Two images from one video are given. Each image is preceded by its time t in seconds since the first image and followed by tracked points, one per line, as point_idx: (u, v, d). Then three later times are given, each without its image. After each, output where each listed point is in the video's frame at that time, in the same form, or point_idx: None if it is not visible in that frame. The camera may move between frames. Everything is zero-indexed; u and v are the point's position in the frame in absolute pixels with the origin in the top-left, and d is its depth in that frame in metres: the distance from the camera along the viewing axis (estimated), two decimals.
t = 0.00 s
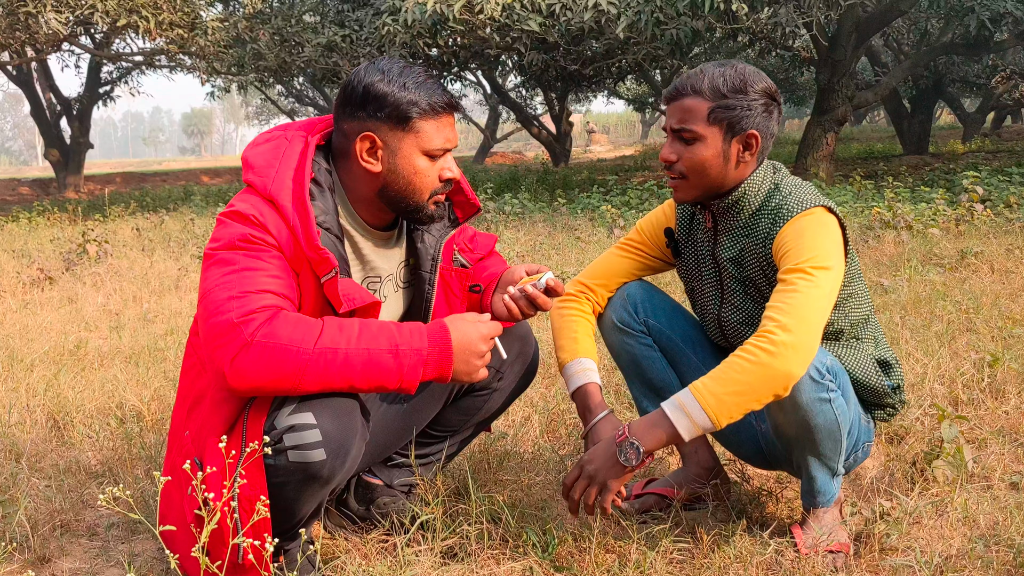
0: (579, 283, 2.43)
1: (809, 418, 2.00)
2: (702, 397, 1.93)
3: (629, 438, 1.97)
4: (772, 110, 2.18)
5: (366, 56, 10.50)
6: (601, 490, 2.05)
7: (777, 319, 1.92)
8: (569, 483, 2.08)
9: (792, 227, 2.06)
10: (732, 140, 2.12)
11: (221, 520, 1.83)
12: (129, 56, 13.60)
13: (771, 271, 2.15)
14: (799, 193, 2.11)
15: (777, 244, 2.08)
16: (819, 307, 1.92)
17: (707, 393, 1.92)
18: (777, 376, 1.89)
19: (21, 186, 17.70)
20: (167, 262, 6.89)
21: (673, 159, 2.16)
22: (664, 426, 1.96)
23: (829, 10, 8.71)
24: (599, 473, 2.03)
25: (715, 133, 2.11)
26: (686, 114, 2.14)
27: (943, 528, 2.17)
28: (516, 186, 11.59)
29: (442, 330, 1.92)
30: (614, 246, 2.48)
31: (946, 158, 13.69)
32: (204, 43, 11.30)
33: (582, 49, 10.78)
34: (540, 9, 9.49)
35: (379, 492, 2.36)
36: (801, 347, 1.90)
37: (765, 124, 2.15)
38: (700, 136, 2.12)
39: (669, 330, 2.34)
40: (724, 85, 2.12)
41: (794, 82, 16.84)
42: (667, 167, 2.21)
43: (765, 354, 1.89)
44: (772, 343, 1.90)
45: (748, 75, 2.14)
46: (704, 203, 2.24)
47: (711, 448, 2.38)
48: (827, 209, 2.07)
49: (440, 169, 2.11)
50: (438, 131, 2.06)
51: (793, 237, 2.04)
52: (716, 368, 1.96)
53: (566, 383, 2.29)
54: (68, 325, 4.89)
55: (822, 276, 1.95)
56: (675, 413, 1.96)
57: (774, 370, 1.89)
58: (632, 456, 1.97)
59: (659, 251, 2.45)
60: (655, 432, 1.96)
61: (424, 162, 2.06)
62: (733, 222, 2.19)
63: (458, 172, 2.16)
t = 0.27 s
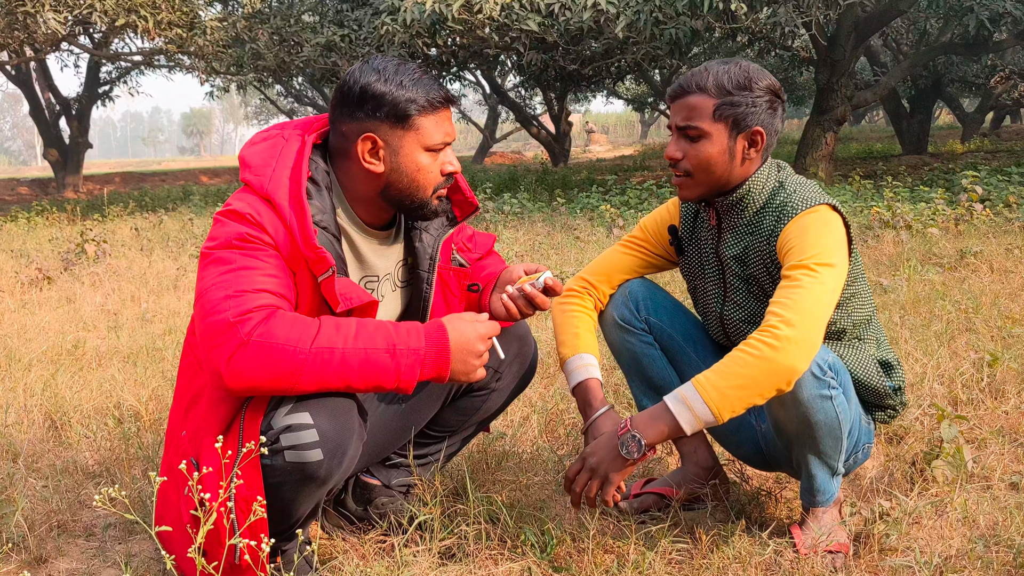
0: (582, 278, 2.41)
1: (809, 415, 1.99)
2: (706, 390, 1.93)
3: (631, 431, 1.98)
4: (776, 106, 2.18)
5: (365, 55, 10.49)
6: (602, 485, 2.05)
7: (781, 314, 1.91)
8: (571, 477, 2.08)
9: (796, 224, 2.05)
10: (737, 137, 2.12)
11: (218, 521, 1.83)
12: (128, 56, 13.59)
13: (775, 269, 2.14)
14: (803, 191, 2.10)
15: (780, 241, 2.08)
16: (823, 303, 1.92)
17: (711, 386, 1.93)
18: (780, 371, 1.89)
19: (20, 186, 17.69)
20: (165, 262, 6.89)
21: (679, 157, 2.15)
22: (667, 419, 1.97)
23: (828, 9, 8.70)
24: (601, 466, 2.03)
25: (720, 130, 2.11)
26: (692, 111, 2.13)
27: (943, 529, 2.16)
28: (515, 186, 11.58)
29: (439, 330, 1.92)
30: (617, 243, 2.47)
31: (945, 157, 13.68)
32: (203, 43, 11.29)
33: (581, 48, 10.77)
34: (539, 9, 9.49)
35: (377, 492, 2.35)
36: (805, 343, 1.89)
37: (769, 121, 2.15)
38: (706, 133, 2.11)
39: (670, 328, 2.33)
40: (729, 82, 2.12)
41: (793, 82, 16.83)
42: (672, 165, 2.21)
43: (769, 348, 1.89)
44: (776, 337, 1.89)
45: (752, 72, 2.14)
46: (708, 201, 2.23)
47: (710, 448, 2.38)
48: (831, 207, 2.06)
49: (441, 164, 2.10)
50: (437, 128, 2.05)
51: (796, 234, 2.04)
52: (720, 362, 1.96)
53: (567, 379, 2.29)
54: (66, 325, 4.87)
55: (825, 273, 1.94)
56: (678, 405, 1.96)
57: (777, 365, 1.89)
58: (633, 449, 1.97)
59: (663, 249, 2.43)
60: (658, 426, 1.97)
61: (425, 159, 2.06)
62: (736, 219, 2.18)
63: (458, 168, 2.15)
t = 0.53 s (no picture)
0: (581, 277, 2.40)
1: (809, 414, 1.98)
2: (707, 387, 1.91)
3: (632, 428, 1.97)
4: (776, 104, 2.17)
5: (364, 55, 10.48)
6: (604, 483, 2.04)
7: (782, 312, 1.90)
8: (572, 475, 2.08)
9: (797, 223, 2.04)
10: (737, 135, 2.11)
11: (212, 523, 1.82)
12: (126, 56, 13.57)
13: (775, 268, 2.13)
14: (803, 190, 2.09)
15: (781, 240, 2.06)
16: (824, 301, 1.91)
17: (712, 383, 1.91)
18: (782, 368, 1.87)
19: (18, 186, 17.65)
20: (163, 262, 6.88)
21: (679, 155, 2.14)
22: (668, 416, 1.96)
23: (827, 9, 8.69)
24: (602, 463, 2.02)
25: (720, 127, 2.10)
26: (692, 109, 2.12)
27: (942, 531, 2.15)
28: (514, 186, 11.57)
29: (436, 331, 1.91)
30: (617, 242, 2.46)
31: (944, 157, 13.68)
32: (201, 43, 11.27)
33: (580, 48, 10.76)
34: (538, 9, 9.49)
35: (374, 494, 2.34)
36: (807, 340, 1.88)
37: (769, 118, 2.14)
38: (706, 131, 2.10)
39: (669, 328, 2.31)
40: (729, 79, 2.11)
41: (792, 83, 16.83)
42: (672, 163, 2.20)
43: (771, 345, 1.87)
44: (778, 334, 1.88)
45: (752, 69, 2.13)
46: (708, 199, 2.23)
47: (708, 449, 2.37)
48: (832, 206, 2.05)
49: (440, 162, 2.09)
50: (434, 125, 2.04)
51: (796, 233, 2.03)
52: (721, 359, 1.94)
53: (566, 377, 2.28)
54: (63, 326, 4.86)
55: (826, 271, 1.93)
56: (680, 403, 1.95)
57: (778, 363, 1.87)
58: (635, 447, 1.96)
59: (663, 249, 2.43)
60: (659, 423, 1.96)
61: (424, 157, 2.05)
62: (736, 218, 2.17)
63: (457, 165, 2.14)
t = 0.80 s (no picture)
0: (582, 275, 2.39)
1: (811, 412, 1.97)
2: (709, 385, 1.90)
3: (635, 427, 1.96)
4: (779, 103, 2.19)
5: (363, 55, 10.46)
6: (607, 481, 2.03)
7: (785, 309, 1.88)
8: (575, 474, 2.07)
9: (798, 220, 2.03)
10: (740, 130, 2.12)
11: (209, 524, 1.80)
12: (125, 55, 13.54)
13: (777, 266, 2.11)
14: (805, 187, 2.07)
15: (782, 238, 2.05)
16: (827, 298, 1.89)
17: (715, 381, 1.89)
18: (785, 365, 1.86)
19: (17, 186, 17.61)
20: (162, 262, 6.86)
21: (681, 147, 2.15)
22: (671, 414, 1.95)
23: (826, 9, 8.68)
24: (605, 462, 2.01)
25: (723, 121, 2.11)
26: (695, 102, 2.13)
27: (945, 532, 2.14)
28: (513, 186, 11.55)
29: (434, 330, 1.89)
30: (618, 241, 2.45)
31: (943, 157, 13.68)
32: (200, 42, 11.25)
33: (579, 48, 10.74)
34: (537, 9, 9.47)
35: (372, 494, 2.32)
36: (810, 337, 1.86)
37: (773, 115, 2.15)
38: (708, 123, 2.11)
39: (670, 327, 2.29)
40: (734, 74, 2.13)
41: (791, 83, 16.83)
42: (674, 156, 2.20)
43: (773, 342, 1.86)
44: (781, 331, 1.86)
45: (757, 66, 2.15)
46: (710, 195, 2.22)
47: (709, 449, 2.35)
48: (834, 203, 2.03)
49: (440, 157, 2.08)
50: (434, 121, 2.03)
51: (798, 231, 2.01)
52: (724, 357, 1.93)
53: (567, 375, 2.27)
54: (60, 325, 4.84)
55: (829, 268, 1.92)
56: (682, 402, 1.94)
57: (782, 360, 1.85)
58: (638, 446, 1.95)
59: (663, 248, 2.42)
60: (662, 421, 1.95)
61: (424, 153, 2.03)
62: (738, 216, 2.15)
63: (457, 161, 2.13)
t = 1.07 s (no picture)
0: (583, 273, 2.37)
1: (813, 410, 1.95)
2: (712, 382, 1.88)
3: (638, 425, 1.94)
4: (784, 101, 2.17)
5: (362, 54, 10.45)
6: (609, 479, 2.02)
7: (788, 306, 1.86)
8: (577, 473, 2.06)
9: (802, 218, 2.01)
10: (744, 126, 2.10)
11: (206, 524, 1.78)
12: (123, 55, 13.52)
13: (780, 263, 2.10)
14: (808, 185, 2.06)
15: (785, 235, 2.04)
16: (831, 296, 1.88)
17: (717, 378, 1.88)
18: (788, 362, 1.84)
19: (16, 186, 17.58)
20: (160, 261, 6.84)
21: (684, 142, 2.14)
22: (673, 412, 1.93)
23: (825, 8, 8.66)
24: (607, 460, 2.00)
25: (727, 116, 2.09)
26: (700, 97, 2.12)
27: (947, 532, 2.13)
28: (513, 185, 11.53)
29: (433, 330, 1.87)
30: (619, 239, 2.44)
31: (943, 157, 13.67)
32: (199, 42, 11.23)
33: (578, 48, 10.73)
34: (536, 8, 9.46)
35: (371, 494, 2.31)
36: (813, 335, 1.85)
37: (777, 112, 2.13)
38: (713, 119, 2.09)
39: (671, 326, 2.28)
40: (739, 69, 2.12)
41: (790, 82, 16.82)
42: (676, 151, 2.19)
43: (776, 339, 1.84)
44: (784, 328, 1.85)
45: (763, 63, 2.14)
46: (713, 192, 2.21)
47: (710, 449, 2.34)
48: (837, 202, 2.02)
49: (441, 153, 2.06)
50: (434, 116, 2.02)
51: (801, 228, 2.00)
52: (726, 354, 1.91)
53: (567, 373, 2.26)
54: (58, 325, 4.82)
55: (832, 266, 1.90)
56: (684, 400, 1.92)
57: (784, 358, 1.84)
58: (640, 444, 1.94)
59: (666, 247, 2.41)
60: (664, 419, 1.94)
61: (425, 149, 2.02)
62: (741, 213, 2.14)
63: (458, 158, 2.12)
